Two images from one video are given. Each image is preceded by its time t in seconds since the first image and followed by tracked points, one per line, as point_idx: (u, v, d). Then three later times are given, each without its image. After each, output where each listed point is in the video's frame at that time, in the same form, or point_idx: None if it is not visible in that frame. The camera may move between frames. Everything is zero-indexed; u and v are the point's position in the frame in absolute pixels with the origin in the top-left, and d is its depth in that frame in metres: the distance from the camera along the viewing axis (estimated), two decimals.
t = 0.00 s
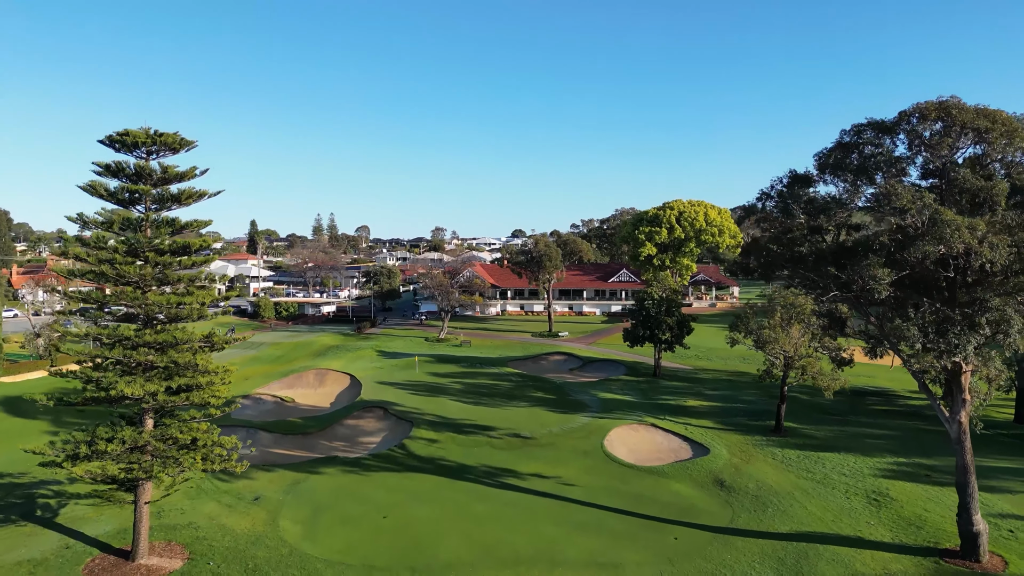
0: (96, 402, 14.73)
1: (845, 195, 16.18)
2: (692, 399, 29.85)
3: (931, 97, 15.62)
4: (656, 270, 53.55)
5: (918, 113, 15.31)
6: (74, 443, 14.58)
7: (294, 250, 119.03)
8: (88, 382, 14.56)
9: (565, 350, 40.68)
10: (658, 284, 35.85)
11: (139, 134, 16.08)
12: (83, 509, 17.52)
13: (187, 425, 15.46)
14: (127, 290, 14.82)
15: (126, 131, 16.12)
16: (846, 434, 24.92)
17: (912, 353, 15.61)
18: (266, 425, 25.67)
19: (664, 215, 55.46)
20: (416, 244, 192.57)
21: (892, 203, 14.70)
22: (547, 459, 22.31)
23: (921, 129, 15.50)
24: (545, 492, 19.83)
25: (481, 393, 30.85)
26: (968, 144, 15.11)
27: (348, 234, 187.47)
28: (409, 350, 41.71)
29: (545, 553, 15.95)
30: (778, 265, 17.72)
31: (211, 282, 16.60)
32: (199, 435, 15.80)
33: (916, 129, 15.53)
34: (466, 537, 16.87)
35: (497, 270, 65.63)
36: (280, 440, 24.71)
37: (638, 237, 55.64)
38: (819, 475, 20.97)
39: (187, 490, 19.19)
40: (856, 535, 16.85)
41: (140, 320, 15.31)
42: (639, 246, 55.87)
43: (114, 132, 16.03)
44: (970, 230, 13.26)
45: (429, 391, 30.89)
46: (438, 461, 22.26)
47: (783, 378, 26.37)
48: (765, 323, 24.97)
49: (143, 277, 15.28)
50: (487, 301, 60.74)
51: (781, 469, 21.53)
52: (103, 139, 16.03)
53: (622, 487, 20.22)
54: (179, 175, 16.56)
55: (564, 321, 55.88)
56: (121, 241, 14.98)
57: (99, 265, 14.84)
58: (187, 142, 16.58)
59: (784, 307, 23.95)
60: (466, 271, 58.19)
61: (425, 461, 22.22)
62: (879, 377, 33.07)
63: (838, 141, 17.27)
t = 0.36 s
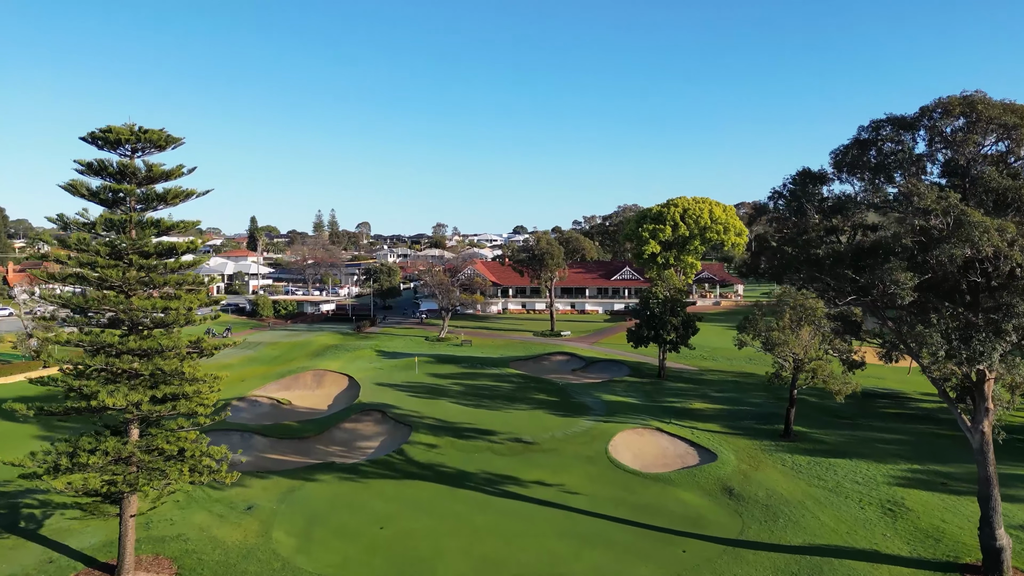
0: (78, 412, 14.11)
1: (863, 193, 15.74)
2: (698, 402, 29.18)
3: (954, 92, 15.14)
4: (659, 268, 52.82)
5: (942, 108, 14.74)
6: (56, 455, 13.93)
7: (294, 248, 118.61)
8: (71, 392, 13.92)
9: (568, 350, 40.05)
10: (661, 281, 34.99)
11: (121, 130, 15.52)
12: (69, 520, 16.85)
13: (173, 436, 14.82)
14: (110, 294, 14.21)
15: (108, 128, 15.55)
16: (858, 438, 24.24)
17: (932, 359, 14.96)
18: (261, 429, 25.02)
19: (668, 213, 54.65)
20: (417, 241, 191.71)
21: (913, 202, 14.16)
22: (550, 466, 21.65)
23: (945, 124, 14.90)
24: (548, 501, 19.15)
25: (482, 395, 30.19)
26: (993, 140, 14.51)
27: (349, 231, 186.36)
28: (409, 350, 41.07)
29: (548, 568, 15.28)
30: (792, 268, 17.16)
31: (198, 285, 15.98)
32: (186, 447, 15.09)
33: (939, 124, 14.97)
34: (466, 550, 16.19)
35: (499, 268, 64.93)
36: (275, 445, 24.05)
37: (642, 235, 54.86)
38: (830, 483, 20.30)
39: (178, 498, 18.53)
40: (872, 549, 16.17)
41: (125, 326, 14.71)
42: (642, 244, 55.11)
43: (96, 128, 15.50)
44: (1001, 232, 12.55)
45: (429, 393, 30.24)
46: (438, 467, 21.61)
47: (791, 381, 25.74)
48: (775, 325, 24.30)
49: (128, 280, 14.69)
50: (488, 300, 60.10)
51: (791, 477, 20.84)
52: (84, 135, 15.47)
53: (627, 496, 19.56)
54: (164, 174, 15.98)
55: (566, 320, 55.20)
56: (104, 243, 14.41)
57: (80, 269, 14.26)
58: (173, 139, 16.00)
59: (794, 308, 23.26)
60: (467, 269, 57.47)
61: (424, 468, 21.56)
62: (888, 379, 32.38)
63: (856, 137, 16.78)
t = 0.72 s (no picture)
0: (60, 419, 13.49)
1: (882, 187, 15.38)
2: (704, 400, 28.57)
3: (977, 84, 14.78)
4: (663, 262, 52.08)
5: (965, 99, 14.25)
6: (38, 463, 13.32)
7: (293, 240, 117.83)
8: (53, 398, 13.31)
9: (570, 346, 39.41)
10: (667, 276, 34.15)
11: (105, 123, 14.88)
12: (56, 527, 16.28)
13: (161, 443, 14.19)
14: (93, 295, 13.57)
15: (91, 121, 14.92)
16: (869, 439, 23.62)
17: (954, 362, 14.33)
18: (257, 429, 24.43)
19: (672, 206, 53.80)
20: (418, 234, 190.92)
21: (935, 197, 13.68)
22: (553, 468, 21.05)
23: (969, 116, 14.41)
24: (552, 506, 18.56)
25: (483, 393, 29.61)
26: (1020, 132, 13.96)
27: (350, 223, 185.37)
28: (409, 345, 40.45)
29: None
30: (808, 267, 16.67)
31: (186, 286, 15.39)
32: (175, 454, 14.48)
33: (962, 116, 14.53)
34: (465, 559, 15.59)
35: (500, 262, 64.23)
36: (271, 445, 23.47)
37: (645, 229, 54.07)
38: (842, 487, 19.68)
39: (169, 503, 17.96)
40: (888, 558, 15.55)
41: (109, 327, 14.08)
42: (646, 238, 54.32)
43: (79, 121, 14.89)
44: None
45: (430, 391, 29.63)
46: (438, 470, 21.04)
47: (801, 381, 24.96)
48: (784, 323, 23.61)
49: (112, 279, 14.04)
50: (490, 294, 59.45)
51: (801, 480, 20.23)
52: (66, 129, 14.84)
53: (633, 501, 18.96)
54: (150, 169, 15.37)
55: (568, 315, 54.54)
56: (86, 240, 13.78)
57: (63, 268, 13.64)
58: (159, 132, 15.40)
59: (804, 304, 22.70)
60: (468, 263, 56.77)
61: (423, 470, 20.98)
62: (897, 377, 31.74)
63: (874, 131, 16.44)
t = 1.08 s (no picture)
0: (42, 424, 12.92)
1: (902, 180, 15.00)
2: (709, 397, 28.00)
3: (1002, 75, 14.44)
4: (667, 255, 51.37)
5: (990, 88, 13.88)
6: (20, 470, 12.77)
7: (293, 231, 117.15)
8: (35, 403, 12.74)
9: (573, 341, 38.83)
10: (671, 270, 33.46)
11: (87, 114, 14.23)
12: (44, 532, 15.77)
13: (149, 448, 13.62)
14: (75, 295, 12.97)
15: (72, 113, 14.26)
16: (879, 439, 23.07)
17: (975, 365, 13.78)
18: (254, 427, 23.95)
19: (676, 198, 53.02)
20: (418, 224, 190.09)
21: (956, 193, 13.09)
22: (556, 469, 20.52)
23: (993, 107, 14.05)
24: (555, 509, 18.03)
25: (485, 390, 29.06)
26: None
27: (349, 214, 183.95)
28: (409, 339, 39.91)
29: None
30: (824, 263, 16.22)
31: (175, 284, 14.75)
32: (164, 460, 13.91)
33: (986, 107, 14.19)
34: (466, 566, 15.06)
35: (502, 254, 63.56)
36: (268, 445, 22.94)
37: (649, 221, 53.31)
38: (854, 490, 19.12)
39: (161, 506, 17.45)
40: (903, 566, 15.01)
41: (93, 329, 13.43)
42: (650, 230, 53.58)
43: (59, 113, 14.21)
44: None
45: (430, 387, 29.09)
46: (437, 470, 20.52)
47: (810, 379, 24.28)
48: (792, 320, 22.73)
49: (95, 278, 13.41)
50: (491, 287, 58.83)
51: (811, 482, 19.68)
52: (47, 121, 14.18)
53: (638, 504, 18.41)
54: (136, 162, 14.73)
55: (570, 308, 53.93)
56: (68, 238, 13.16)
57: (43, 267, 13.00)
58: (145, 124, 14.78)
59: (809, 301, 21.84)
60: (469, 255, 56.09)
61: (423, 471, 20.46)
62: (906, 374, 31.14)
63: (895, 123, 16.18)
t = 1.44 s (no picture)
0: (25, 431, 12.37)
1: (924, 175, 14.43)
2: (715, 394, 27.47)
3: None
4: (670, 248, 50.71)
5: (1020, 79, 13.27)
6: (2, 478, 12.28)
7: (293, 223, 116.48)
8: (17, 408, 12.21)
9: (576, 335, 38.28)
10: (676, 264, 32.79)
11: (70, 106, 13.64)
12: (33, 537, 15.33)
13: (136, 455, 13.10)
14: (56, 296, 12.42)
15: (55, 105, 13.65)
16: (889, 439, 22.53)
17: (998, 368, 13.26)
18: (250, 426, 23.46)
19: (681, 190, 52.21)
20: (419, 216, 189.33)
21: (981, 189, 12.59)
22: (559, 470, 20.01)
23: None
24: (557, 512, 17.55)
25: (486, 386, 28.56)
26: None
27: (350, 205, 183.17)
28: (410, 334, 39.38)
29: None
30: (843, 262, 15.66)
31: (163, 283, 14.18)
32: (152, 466, 13.36)
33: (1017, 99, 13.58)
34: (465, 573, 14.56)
35: (503, 247, 62.91)
36: (264, 444, 22.48)
37: (653, 213, 52.56)
38: (865, 493, 18.61)
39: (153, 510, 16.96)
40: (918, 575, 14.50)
41: (77, 331, 12.87)
42: (654, 222, 52.83)
43: (40, 106, 13.58)
44: None
45: (430, 384, 28.57)
46: (437, 471, 20.05)
47: (819, 377, 23.55)
48: (800, 318, 22.19)
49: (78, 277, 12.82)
50: (493, 279, 58.27)
51: (821, 485, 19.16)
52: (28, 115, 13.59)
53: (643, 507, 17.90)
54: (121, 157, 14.12)
55: (573, 301, 53.35)
56: (49, 235, 12.58)
57: (24, 267, 12.44)
58: (130, 117, 14.20)
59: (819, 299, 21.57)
60: (470, 248, 55.42)
61: (423, 472, 19.98)
62: (915, 370, 30.56)
63: (915, 116, 15.62)
